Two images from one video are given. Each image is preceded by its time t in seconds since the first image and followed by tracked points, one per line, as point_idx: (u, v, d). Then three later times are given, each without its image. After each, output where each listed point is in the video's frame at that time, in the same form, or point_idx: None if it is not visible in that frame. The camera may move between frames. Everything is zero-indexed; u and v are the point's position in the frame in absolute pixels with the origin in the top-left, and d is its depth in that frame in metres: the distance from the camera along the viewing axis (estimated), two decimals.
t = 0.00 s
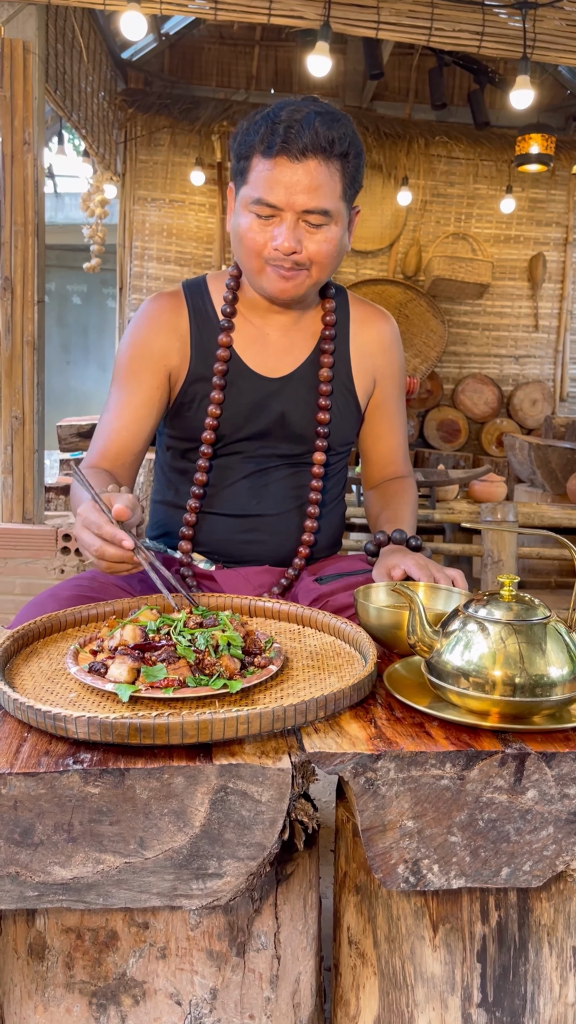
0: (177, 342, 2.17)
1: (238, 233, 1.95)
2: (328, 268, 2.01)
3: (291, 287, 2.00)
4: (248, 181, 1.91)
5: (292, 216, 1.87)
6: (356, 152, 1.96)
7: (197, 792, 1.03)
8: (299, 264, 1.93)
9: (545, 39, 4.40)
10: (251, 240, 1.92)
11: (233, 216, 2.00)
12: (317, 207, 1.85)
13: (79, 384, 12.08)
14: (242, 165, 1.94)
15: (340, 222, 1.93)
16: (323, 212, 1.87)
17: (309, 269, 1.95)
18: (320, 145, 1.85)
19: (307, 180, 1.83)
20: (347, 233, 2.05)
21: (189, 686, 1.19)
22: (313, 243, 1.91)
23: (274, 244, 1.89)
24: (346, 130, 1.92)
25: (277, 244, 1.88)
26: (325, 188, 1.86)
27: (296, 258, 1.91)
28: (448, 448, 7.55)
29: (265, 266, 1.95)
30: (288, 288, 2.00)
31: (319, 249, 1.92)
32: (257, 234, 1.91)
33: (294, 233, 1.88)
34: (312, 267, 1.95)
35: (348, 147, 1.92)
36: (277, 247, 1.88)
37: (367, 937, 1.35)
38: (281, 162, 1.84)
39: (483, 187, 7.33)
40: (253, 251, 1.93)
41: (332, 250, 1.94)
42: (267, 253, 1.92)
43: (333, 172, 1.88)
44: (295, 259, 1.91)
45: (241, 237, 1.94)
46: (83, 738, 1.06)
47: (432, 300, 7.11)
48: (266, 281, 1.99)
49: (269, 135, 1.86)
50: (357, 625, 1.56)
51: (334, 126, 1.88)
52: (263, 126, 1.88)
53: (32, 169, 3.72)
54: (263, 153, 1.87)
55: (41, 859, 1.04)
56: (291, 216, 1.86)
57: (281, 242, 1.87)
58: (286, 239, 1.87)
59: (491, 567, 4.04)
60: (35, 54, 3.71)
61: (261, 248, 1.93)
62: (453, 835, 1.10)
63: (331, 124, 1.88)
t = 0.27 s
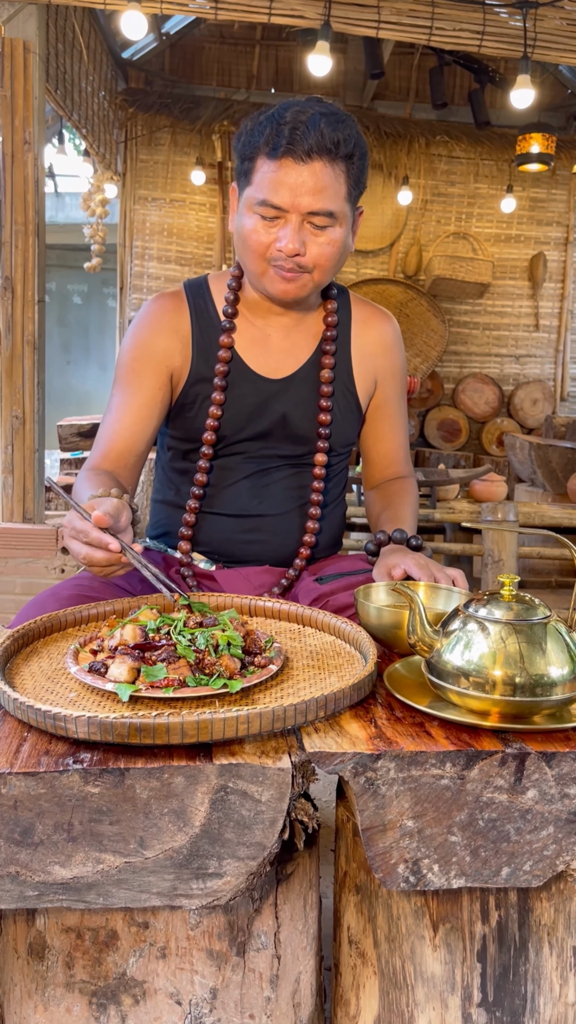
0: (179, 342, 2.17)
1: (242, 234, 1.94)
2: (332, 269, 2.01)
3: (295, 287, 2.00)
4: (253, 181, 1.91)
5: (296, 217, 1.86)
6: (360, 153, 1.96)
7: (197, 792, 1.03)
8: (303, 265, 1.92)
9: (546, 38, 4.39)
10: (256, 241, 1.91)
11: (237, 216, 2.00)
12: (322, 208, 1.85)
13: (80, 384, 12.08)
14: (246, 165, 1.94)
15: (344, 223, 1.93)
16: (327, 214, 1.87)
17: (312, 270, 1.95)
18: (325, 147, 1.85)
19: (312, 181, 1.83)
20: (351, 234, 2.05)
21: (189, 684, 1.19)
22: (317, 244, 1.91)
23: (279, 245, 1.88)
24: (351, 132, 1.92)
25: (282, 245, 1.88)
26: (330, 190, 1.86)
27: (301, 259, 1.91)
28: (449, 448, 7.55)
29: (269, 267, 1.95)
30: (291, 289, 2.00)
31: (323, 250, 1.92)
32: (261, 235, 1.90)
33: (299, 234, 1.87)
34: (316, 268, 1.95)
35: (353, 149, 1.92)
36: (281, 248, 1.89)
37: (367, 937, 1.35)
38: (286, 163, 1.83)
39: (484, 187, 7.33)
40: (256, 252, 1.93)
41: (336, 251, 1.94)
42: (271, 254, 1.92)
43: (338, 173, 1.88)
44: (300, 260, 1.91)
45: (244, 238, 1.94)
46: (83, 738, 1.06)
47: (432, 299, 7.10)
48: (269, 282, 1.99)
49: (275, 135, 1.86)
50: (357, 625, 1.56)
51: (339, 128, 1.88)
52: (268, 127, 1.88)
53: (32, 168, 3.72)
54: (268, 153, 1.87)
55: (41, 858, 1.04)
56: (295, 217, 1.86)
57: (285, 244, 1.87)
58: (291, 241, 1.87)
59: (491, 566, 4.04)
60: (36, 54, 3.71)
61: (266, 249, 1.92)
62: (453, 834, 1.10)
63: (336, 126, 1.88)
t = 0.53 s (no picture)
0: (178, 342, 2.17)
1: (245, 235, 1.94)
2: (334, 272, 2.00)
3: (296, 288, 2.00)
4: (256, 181, 1.90)
5: (299, 220, 1.86)
6: (365, 156, 1.95)
7: (196, 792, 1.03)
8: (304, 267, 1.93)
9: (546, 38, 4.39)
10: (257, 242, 1.92)
11: (240, 215, 2.00)
12: (325, 211, 1.85)
13: (80, 384, 12.08)
14: (250, 166, 1.93)
15: (347, 226, 1.93)
16: (330, 217, 1.87)
17: (313, 272, 1.95)
18: (330, 150, 1.84)
19: (315, 184, 1.83)
20: (354, 236, 2.04)
21: (189, 684, 1.19)
22: (319, 247, 1.90)
23: (280, 247, 1.89)
24: (356, 134, 1.91)
25: (283, 247, 1.88)
26: (333, 193, 1.85)
27: (302, 261, 1.91)
28: (449, 448, 7.55)
29: (271, 267, 1.95)
30: (293, 290, 2.00)
31: (325, 253, 1.92)
32: (263, 236, 1.91)
33: (301, 236, 1.87)
34: (317, 270, 1.95)
35: (357, 151, 1.91)
36: (283, 251, 1.89)
37: (366, 938, 1.35)
38: (290, 165, 1.83)
39: (484, 186, 7.33)
40: (259, 254, 1.94)
41: (338, 254, 1.94)
42: (272, 256, 1.92)
43: (341, 176, 1.87)
44: (301, 263, 1.91)
45: (247, 239, 1.94)
46: (81, 738, 1.06)
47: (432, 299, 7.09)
48: (271, 282, 1.99)
49: (279, 137, 1.85)
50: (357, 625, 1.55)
51: (344, 130, 1.87)
52: (272, 128, 1.87)
53: (32, 168, 3.72)
54: (272, 155, 1.86)
55: (40, 859, 1.04)
56: (298, 220, 1.86)
57: (287, 246, 1.87)
58: (293, 243, 1.87)
59: (491, 566, 4.04)
60: (36, 53, 3.71)
61: (267, 250, 1.93)
62: (453, 835, 1.10)
63: (341, 128, 1.87)
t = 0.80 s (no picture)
0: (179, 340, 2.16)
1: (249, 232, 1.93)
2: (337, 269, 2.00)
3: (299, 286, 1.99)
4: (260, 179, 1.90)
5: (304, 217, 1.86)
6: (368, 154, 1.96)
7: (195, 791, 1.03)
8: (309, 264, 1.92)
9: (546, 36, 4.38)
10: (263, 239, 1.91)
11: (243, 213, 1.99)
12: (330, 208, 1.85)
13: (80, 382, 12.06)
14: (254, 163, 1.93)
15: (351, 224, 1.93)
16: (335, 214, 1.87)
17: (316, 270, 1.94)
18: (335, 147, 1.84)
19: (320, 180, 1.83)
20: (356, 234, 2.04)
21: (188, 683, 1.18)
22: (324, 244, 1.90)
23: (286, 244, 1.88)
24: (360, 132, 1.91)
25: (288, 244, 1.87)
26: (338, 190, 1.85)
27: (306, 259, 1.90)
28: (449, 446, 7.54)
29: (275, 265, 1.94)
30: (296, 287, 1.99)
31: (329, 251, 1.91)
32: (268, 234, 1.90)
33: (305, 233, 1.87)
34: (321, 267, 1.94)
35: (361, 149, 1.92)
36: (288, 247, 1.88)
37: (365, 937, 1.35)
38: (296, 162, 1.83)
39: (484, 185, 7.32)
40: (263, 250, 1.93)
41: (342, 251, 1.93)
42: (277, 252, 1.91)
43: (346, 174, 1.87)
44: (306, 260, 1.91)
45: (251, 236, 1.93)
46: (80, 737, 1.05)
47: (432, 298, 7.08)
48: (274, 280, 1.98)
49: (284, 134, 1.85)
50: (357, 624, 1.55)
51: (349, 128, 1.88)
52: (277, 125, 1.87)
53: (32, 166, 3.71)
54: (277, 152, 1.86)
55: (38, 858, 1.04)
56: (303, 217, 1.86)
57: (292, 243, 1.86)
58: (298, 240, 1.86)
59: (491, 565, 4.03)
60: (35, 51, 3.70)
61: (272, 247, 1.92)
62: (452, 834, 1.09)
63: (346, 125, 1.87)
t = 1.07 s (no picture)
0: (181, 338, 2.16)
1: (249, 232, 1.93)
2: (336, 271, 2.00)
3: (298, 287, 1.99)
4: (261, 179, 1.90)
5: (304, 218, 1.85)
6: (370, 156, 1.95)
7: (195, 790, 1.03)
8: (308, 266, 1.92)
9: (547, 34, 4.37)
10: (262, 240, 1.91)
11: (244, 213, 1.99)
12: (329, 209, 1.85)
13: (80, 381, 12.05)
14: (256, 163, 1.93)
15: (351, 226, 1.92)
16: (334, 216, 1.86)
17: (317, 271, 1.94)
18: (336, 149, 1.84)
19: (321, 182, 1.82)
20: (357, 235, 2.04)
21: (189, 682, 1.18)
22: (323, 246, 1.90)
23: (284, 245, 1.88)
24: (362, 134, 1.91)
25: (287, 245, 1.87)
26: (338, 192, 1.85)
27: (305, 260, 1.90)
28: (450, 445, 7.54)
29: (274, 266, 1.94)
30: (295, 288, 1.99)
31: (329, 252, 1.91)
32: (268, 234, 1.90)
33: (305, 234, 1.86)
34: (320, 269, 1.94)
35: (363, 151, 1.92)
36: (286, 248, 1.88)
37: (366, 935, 1.35)
38: (296, 163, 1.82)
39: (485, 183, 7.31)
40: (262, 250, 1.92)
41: (341, 253, 1.93)
42: (275, 253, 1.91)
43: (347, 176, 1.87)
44: (305, 261, 1.90)
45: (251, 236, 1.93)
46: (81, 736, 1.05)
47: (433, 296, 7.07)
48: (274, 280, 1.98)
49: (285, 135, 1.85)
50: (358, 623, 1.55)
51: (350, 130, 1.88)
52: (279, 126, 1.87)
53: (32, 164, 3.71)
54: (278, 153, 1.86)
55: (39, 856, 1.04)
56: (302, 218, 1.85)
57: (290, 244, 1.86)
58: (296, 241, 1.86)
59: (492, 563, 4.03)
60: (35, 49, 3.70)
61: (271, 248, 1.91)
62: (453, 832, 1.09)
63: (347, 128, 1.87)
